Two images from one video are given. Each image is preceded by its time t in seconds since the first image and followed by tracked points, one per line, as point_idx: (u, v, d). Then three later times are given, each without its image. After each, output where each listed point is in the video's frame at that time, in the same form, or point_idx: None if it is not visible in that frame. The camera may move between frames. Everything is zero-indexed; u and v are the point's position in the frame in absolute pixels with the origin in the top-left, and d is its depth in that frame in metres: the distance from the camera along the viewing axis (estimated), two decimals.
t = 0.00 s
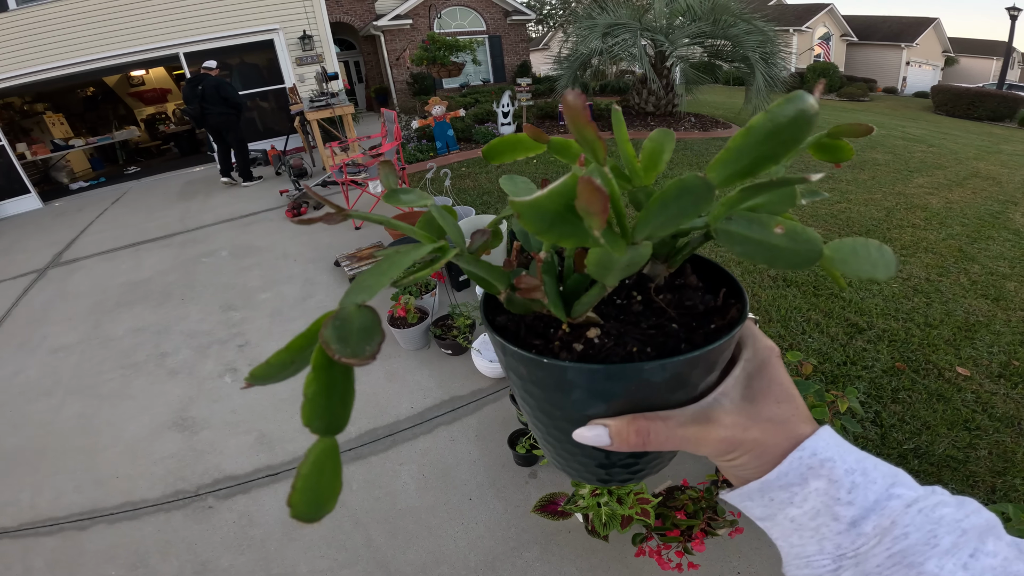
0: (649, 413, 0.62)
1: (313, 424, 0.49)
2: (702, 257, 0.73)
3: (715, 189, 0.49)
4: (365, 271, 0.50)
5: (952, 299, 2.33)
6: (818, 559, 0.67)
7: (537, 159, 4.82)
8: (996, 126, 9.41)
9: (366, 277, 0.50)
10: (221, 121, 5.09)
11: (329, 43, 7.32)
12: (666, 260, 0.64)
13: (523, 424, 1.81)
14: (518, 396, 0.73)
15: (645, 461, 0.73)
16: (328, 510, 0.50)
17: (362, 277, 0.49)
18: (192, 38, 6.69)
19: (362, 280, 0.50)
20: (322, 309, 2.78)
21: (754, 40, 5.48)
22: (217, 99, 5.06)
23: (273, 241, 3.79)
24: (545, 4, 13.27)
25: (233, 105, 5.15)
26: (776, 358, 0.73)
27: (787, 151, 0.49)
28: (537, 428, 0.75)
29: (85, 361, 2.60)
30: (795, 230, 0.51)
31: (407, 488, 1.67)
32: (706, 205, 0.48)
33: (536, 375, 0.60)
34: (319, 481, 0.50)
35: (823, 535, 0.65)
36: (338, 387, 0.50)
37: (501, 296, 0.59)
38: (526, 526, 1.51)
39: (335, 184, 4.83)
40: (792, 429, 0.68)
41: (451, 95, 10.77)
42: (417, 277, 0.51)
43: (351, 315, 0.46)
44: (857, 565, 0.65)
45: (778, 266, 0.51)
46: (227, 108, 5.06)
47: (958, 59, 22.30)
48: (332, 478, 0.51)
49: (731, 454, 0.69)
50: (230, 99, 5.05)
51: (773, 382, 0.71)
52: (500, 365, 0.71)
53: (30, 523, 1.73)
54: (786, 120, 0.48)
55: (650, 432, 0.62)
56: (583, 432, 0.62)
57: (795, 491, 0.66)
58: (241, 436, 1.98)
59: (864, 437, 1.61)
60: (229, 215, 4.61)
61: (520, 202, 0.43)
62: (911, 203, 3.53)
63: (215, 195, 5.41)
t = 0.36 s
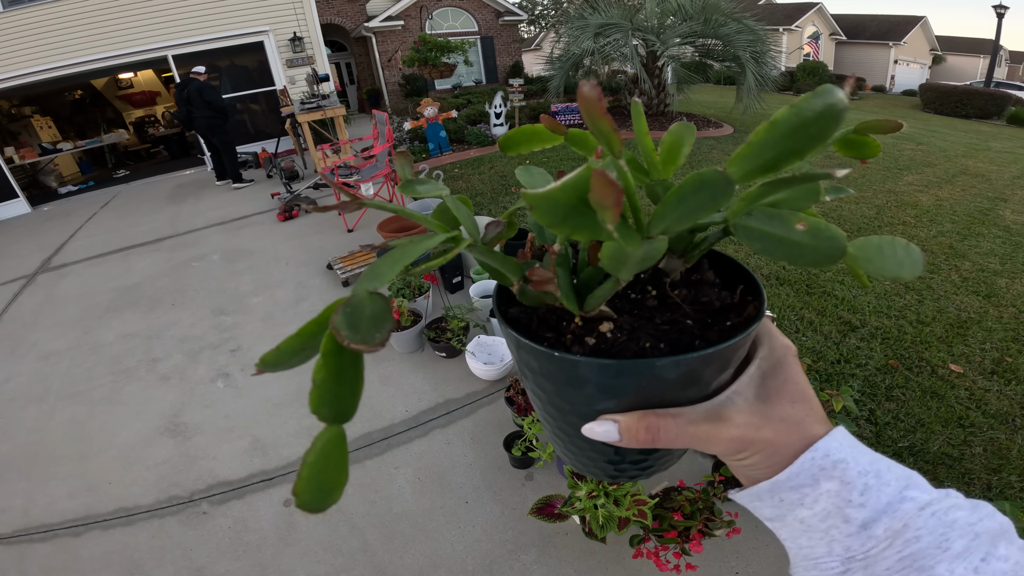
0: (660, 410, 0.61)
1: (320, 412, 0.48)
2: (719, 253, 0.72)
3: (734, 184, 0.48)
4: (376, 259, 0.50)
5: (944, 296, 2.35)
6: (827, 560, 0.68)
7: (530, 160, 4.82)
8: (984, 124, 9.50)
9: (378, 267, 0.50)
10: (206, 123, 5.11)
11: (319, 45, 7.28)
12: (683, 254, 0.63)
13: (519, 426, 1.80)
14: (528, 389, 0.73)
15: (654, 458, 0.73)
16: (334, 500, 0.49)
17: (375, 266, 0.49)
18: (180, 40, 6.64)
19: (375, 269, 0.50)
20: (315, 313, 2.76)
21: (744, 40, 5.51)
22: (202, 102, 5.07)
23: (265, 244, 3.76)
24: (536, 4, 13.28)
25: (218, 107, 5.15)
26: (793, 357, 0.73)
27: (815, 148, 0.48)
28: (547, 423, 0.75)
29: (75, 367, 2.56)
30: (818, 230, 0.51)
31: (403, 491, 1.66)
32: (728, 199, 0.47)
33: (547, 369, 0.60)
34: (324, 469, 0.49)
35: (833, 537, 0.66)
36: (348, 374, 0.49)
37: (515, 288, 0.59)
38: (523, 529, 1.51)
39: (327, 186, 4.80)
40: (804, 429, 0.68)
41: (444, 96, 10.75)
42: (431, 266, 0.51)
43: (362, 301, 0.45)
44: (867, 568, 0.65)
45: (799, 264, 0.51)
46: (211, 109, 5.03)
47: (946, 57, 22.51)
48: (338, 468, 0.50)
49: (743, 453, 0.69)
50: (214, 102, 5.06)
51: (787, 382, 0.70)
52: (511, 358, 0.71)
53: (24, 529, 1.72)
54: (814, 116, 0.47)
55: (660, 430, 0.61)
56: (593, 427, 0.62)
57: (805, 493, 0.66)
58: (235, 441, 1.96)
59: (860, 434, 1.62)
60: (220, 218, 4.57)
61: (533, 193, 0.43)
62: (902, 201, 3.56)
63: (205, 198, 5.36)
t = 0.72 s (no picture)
0: (652, 409, 0.61)
1: (312, 412, 0.48)
2: (715, 252, 0.72)
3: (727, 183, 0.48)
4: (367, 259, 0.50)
5: (939, 294, 2.37)
6: (819, 561, 0.67)
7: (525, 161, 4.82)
8: (976, 122, 9.59)
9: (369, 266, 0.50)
10: (192, 124, 5.16)
11: (313, 46, 7.26)
12: (677, 253, 0.63)
13: (517, 427, 1.80)
14: (522, 388, 0.73)
15: (648, 456, 0.73)
16: (327, 499, 0.49)
17: (366, 266, 0.49)
18: (172, 42, 6.60)
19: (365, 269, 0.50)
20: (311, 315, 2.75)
21: (739, 39, 5.53)
22: (188, 102, 5.11)
23: (260, 246, 3.74)
24: (531, 5, 13.30)
25: (204, 108, 5.19)
26: (787, 357, 0.73)
27: (808, 146, 0.48)
28: (541, 421, 0.75)
29: (69, 372, 2.54)
30: (813, 229, 0.50)
31: (401, 494, 1.66)
32: (720, 198, 0.47)
33: (540, 368, 0.60)
34: (318, 467, 0.49)
35: (825, 538, 0.66)
36: (341, 373, 0.49)
37: (508, 286, 0.59)
38: (521, 531, 1.50)
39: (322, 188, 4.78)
40: (796, 429, 0.68)
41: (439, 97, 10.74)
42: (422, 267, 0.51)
43: (353, 301, 0.45)
44: (859, 568, 0.64)
45: (794, 264, 0.51)
46: (196, 110, 5.08)
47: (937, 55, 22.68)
48: (331, 467, 0.50)
49: (735, 453, 0.69)
50: (200, 103, 5.10)
51: (780, 382, 0.70)
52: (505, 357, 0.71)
53: (20, 534, 1.70)
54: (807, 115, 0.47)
55: (652, 429, 0.61)
56: (586, 426, 0.62)
57: (796, 492, 0.66)
58: (231, 444, 1.94)
59: (857, 433, 1.63)
60: (215, 220, 4.54)
61: (522, 193, 0.43)
62: (896, 199, 3.58)
63: (199, 200, 5.33)
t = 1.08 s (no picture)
0: (650, 409, 0.61)
1: (304, 413, 0.47)
2: (710, 251, 0.72)
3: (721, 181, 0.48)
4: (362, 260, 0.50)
5: (937, 292, 2.38)
6: (819, 559, 0.67)
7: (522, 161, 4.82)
8: (970, 120, 9.65)
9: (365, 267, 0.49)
10: (184, 125, 5.16)
11: (308, 47, 7.24)
12: (673, 251, 0.62)
13: (516, 428, 1.80)
14: (520, 390, 0.72)
15: (648, 455, 0.73)
16: (319, 499, 0.49)
17: (360, 267, 0.48)
18: (166, 43, 6.57)
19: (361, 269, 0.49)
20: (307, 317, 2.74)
21: (734, 39, 5.54)
22: (181, 104, 5.12)
23: (256, 248, 3.73)
24: (526, 5, 13.30)
25: (197, 110, 5.20)
26: (782, 354, 0.72)
27: (799, 145, 0.47)
28: (539, 422, 0.75)
29: (64, 375, 2.52)
30: (806, 227, 0.50)
31: (400, 496, 1.65)
32: (714, 197, 0.47)
33: (537, 369, 0.60)
34: (310, 468, 0.48)
35: (825, 535, 0.65)
36: (333, 373, 0.49)
37: (504, 286, 0.59)
38: (521, 532, 1.50)
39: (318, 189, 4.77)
40: (792, 428, 0.68)
41: (434, 97, 10.71)
42: (416, 268, 0.50)
43: (347, 303, 0.45)
44: (859, 565, 0.64)
45: (788, 262, 0.50)
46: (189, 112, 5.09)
47: (931, 54, 22.77)
48: (323, 468, 0.50)
49: (732, 452, 0.69)
50: (192, 105, 5.11)
51: (777, 379, 0.70)
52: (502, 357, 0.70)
53: (17, 538, 1.69)
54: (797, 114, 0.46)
55: (649, 428, 0.61)
56: (584, 426, 0.61)
57: (795, 490, 0.66)
58: (228, 448, 1.93)
59: (857, 432, 1.63)
60: (210, 222, 4.52)
61: (518, 193, 0.43)
62: (892, 197, 3.59)
63: (195, 202, 5.31)
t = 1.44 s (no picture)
0: (636, 408, 0.61)
1: (290, 423, 0.48)
2: (706, 245, 0.71)
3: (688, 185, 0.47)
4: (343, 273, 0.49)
5: (934, 288, 2.38)
6: (809, 557, 0.66)
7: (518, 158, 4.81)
8: (965, 116, 9.67)
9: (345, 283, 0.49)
10: (181, 124, 5.14)
11: (303, 46, 7.21)
12: (665, 246, 0.63)
13: (514, 427, 1.80)
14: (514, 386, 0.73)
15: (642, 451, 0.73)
16: (312, 498, 0.51)
17: (341, 282, 0.48)
18: (161, 42, 6.53)
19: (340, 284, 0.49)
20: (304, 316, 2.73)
21: (730, 35, 5.54)
22: (178, 103, 5.10)
23: (253, 248, 3.71)
24: (522, 3, 13.28)
25: (195, 109, 5.18)
26: (775, 351, 0.72)
27: (777, 143, 0.46)
28: (536, 417, 0.75)
29: (61, 376, 2.51)
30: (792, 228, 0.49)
31: (399, 496, 1.65)
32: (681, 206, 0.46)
33: (525, 369, 0.60)
34: (300, 472, 0.50)
35: (815, 534, 0.65)
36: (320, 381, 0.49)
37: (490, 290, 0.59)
38: (521, 531, 1.50)
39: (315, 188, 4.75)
40: (780, 427, 0.67)
41: (431, 95, 10.69)
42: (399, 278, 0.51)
43: (324, 322, 0.45)
44: (848, 564, 0.64)
45: (772, 262, 0.50)
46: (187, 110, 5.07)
47: (925, 50, 22.82)
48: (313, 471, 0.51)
49: (717, 451, 0.69)
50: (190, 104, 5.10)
51: (769, 376, 0.70)
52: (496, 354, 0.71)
53: (16, 540, 1.69)
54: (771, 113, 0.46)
55: (634, 427, 0.61)
56: (572, 423, 0.62)
57: (784, 489, 0.65)
58: (226, 448, 1.92)
59: (856, 429, 1.64)
60: (207, 222, 4.50)
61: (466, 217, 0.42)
62: (888, 193, 3.61)
63: (190, 201, 5.28)
